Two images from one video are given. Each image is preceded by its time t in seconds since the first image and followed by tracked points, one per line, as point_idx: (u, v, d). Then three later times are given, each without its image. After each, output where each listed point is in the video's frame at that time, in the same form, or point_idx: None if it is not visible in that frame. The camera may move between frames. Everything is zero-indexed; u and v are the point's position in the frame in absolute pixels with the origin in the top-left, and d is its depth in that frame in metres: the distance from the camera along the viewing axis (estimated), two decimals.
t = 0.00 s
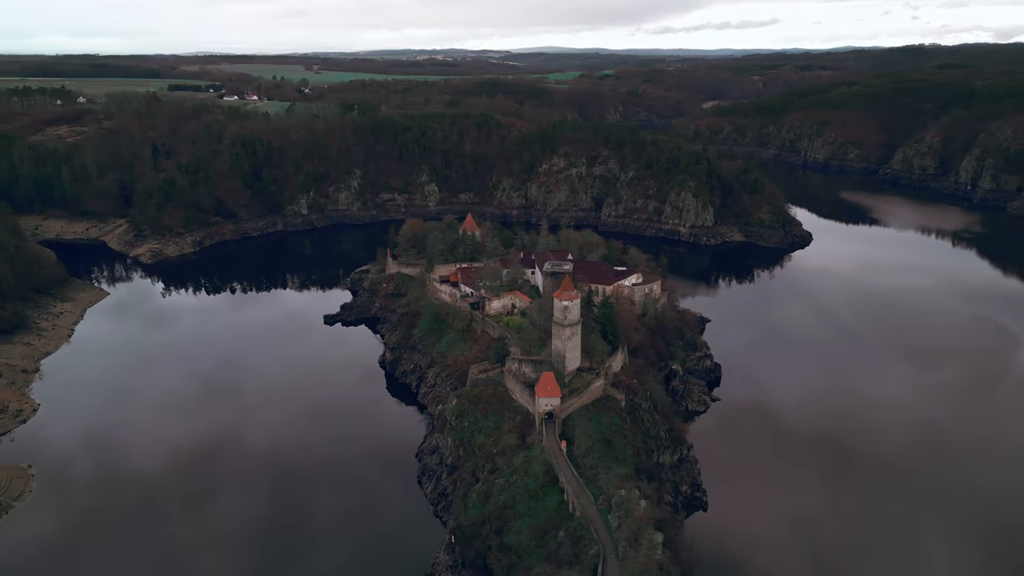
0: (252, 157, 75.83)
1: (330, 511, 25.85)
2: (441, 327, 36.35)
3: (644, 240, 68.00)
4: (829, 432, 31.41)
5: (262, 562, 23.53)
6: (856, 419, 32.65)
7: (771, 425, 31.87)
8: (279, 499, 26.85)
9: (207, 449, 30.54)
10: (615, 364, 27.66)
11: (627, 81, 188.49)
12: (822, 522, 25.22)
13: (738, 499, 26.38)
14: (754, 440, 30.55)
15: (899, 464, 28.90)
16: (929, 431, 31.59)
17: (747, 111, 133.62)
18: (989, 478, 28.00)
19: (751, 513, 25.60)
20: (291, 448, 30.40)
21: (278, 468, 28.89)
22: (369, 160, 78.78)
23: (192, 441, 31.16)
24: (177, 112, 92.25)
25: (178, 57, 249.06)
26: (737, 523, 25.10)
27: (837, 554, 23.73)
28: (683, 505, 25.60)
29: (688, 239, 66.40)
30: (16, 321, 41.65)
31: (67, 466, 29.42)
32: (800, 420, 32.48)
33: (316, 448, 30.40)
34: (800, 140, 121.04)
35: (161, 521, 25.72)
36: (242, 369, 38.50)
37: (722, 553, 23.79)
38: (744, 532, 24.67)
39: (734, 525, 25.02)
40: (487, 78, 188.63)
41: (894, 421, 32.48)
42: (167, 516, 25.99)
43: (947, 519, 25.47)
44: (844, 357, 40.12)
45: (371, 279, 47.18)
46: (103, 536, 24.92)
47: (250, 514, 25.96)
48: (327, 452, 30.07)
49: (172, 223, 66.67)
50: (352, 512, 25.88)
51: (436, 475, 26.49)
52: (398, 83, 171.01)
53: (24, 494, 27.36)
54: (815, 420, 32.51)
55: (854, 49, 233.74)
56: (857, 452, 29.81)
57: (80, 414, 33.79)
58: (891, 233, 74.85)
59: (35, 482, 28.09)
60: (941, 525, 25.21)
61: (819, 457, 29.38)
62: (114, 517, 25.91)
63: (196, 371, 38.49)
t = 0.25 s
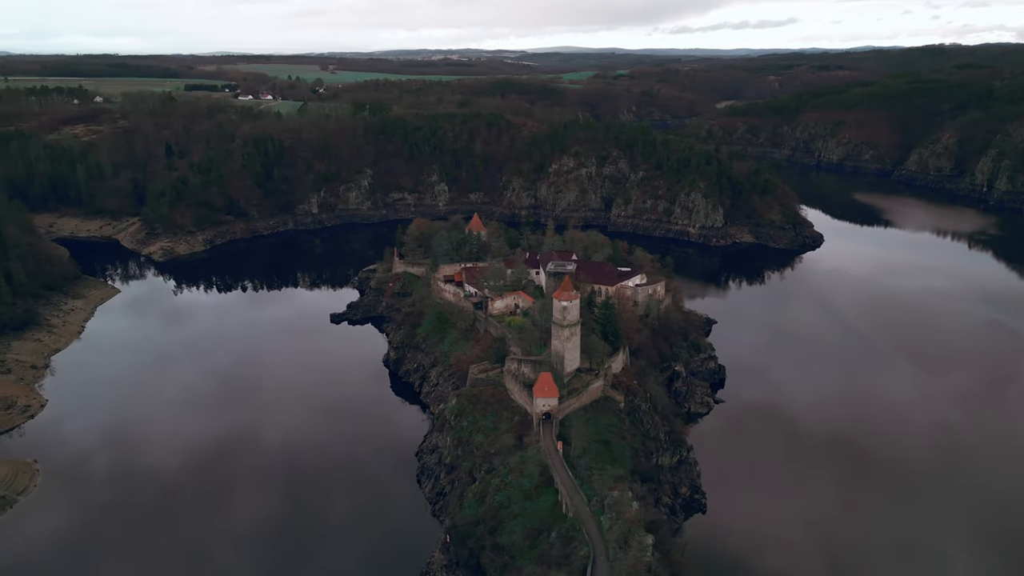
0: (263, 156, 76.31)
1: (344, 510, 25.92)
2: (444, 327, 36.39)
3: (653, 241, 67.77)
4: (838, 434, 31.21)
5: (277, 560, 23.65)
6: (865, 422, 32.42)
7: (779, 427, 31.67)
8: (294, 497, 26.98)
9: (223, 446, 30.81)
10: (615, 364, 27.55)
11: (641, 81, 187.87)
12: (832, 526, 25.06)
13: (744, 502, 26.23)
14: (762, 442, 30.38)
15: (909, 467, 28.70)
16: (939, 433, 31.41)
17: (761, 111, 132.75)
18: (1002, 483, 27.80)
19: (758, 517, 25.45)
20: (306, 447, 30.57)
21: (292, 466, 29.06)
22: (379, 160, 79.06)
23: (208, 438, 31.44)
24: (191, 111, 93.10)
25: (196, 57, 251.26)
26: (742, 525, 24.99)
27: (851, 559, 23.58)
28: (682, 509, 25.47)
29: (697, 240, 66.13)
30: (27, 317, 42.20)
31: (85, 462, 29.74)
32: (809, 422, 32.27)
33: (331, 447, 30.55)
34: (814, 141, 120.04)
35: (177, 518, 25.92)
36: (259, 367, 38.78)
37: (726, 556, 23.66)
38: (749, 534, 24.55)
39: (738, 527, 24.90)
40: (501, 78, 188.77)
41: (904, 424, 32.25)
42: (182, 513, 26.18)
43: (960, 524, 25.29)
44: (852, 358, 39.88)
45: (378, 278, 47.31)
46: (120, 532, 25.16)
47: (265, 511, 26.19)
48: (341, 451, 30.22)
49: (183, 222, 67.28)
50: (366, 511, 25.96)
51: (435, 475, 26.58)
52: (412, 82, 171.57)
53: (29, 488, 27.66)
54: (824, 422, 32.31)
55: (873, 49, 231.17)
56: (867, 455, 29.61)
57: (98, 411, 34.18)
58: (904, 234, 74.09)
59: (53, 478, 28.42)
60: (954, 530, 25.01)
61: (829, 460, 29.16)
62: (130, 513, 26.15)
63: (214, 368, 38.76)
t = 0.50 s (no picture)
0: (275, 156, 76.89)
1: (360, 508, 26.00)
2: (448, 327, 36.45)
3: (663, 242, 67.51)
4: (847, 436, 31.04)
5: (294, 559, 23.75)
6: (874, 424, 32.23)
7: (787, 429, 31.47)
8: (311, 496, 27.12)
9: (241, 444, 31.06)
10: (614, 366, 27.45)
11: (657, 81, 187.17)
12: (842, 528, 24.88)
13: (749, 504, 26.08)
14: (769, 444, 30.21)
15: (919, 469, 28.54)
16: (949, 435, 31.22)
17: (776, 112, 131.80)
18: (1014, 485, 27.63)
19: (764, 518, 25.31)
20: (322, 446, 30.75)
21: (309, 465, 29.22)
22: (390, 160, 79.32)
23: (227, 436, 31.71)
24: (206, 111, 94.01)
25: (215, 57, 253.71)
26: (746, 527, 24.86)
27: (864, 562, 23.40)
28: (680, 511, 25.36)
29: (708, 242, 65.82)
30: (38, 314, 42.74)
31: (104, 459, 30.02)
32: (817, 424, 32.08)
33: (345, 447, 30.72)
34: (830, 142, 118.96)
35: (195, 515, 26.10)
36: (276, 366, 39.05)
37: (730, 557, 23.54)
38: (753, 535, 24.42)
39: (742, 529, 24.77)
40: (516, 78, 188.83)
41: (914, 425, 32.06)
42: (200, 511, 26.36)
43: (973, 526, 25.11)
44: (860, 360, 39.66)
45: (385, 278, 47.46)
46: (138, 529, 25.37)
47: (282, 509, 26.38)
48: (357, 450, 30.35)
49: (195, 221, 67.91)
50: (381, 510, 26.03)
51: (434, 474, 26.63)
52: (427, 82, 172.13)
53: (34, 483, 28.04)
54: (832, 424, 32.13)
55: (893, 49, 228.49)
56: (877, 457, 29.41)
57: (119, 408, 34.60)
58: (919, 236, 73.27)
59: (73, 475, 28.68)
60: (967, 532, 24.83)
61: (839, 462, 28.95)
62: (149, 510, 26.36)
63: (232, 367, 39.02)
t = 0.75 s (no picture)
0: (287, 155, 77.40)
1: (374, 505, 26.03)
2: (451, 326, 36.49)
3: (672, 242, 67.22)
4: (854, 436, 30.90)
5: (309, 557, 23.85)
6: (882, 424, 32.06)
7: (792, 430, 31.36)
8: (325, 494, 27.19)
9: (257, 441, 31.23)
10: (614, 366, 27.36)
11: (671, 81, 186.36)
12: (850, 529, 24.75)
13: (753, 504, 25.98)
14: (775, 444, 30.06)
15: (928, 469, 28.41)
16: (956, 434, 31.07)
17: (791, 112, 130.78)
18: None
19: (768, 518, 25.22)
20: (336, 444, 30.86)
21: (324, 463, 29.34)
22: (400, 159, 79.54)
23: (243, 433, 31.90)
24: (219, 110, 94.76)
25: (233, 57, 255.57)
26: (750, 526, 24.76)
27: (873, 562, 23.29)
28: (679, 514, 25.22)
29: (717, 242, 65.48)
30: (49, 311, 43.32)
31: (122, 456, 30.26)
32: (822, 424, 31.94)
33: (357, 444, 30.82)
34: (844, 142, 117.87)
35: (211, 513, 26.24)
36: (292, 364, 39.25)
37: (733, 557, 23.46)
38: (756, 535, 24.34)
39: (745, 529, 24.66)
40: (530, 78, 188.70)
41: (922, 426, 31.92)
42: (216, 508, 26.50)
43: (983, 527, 24.91)
44: (867, 361, 39.46)
45: (391, 277, 47.60)
46: (155, 524, 25.57)
47: (298, 505, 26.54)
48: (370, 449, 30.38)
49: (207, 219, 68.46)
50: (394, 508, 26.09)
51: (433, 473, 26.66)
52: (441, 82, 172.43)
53: (38, 478, 28.31)
54: (839, 424, 31.99)
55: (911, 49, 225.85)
56: (885, 457, 29.27)
57: (138, 404, 34.92)
58: (933, 238, 72.46)
59: (92, 471, 28.92)
60: (977, 533, 24.63)
61: (846, 462, 28.83)
62: (166, 507, 26.55)
63: (249, 365, 39.25)
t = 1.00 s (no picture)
0: (299, 154, 77.85)
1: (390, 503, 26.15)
2: (455, 325, 36.51)
3: (683, 243, 66.90)
4: (861, 439, 30.79)
5: (324, 555, 23.98)
6: (889, 427, 31.91)
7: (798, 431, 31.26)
8: (341, 492, 27.34)
9: (274, 438, 31.41)
10: (614, 367, 27.27)
11: (687, 81, 185.37)
12: (856, 532, 24.66)
13: (757, 506, 25.94)
14: (779, 446, 29.98)
15: (934, 472, 28.28)
16: (962, 438, 30.95)
17: (806, 112, 129.69)
18: None
19: (773, 519, 25.17)
20: (348, 443, 31.00)
21: (339, 461, 29.49)
22: (411, 159, 79.73)
23: (261, 430, 32.11)
24: (233, 109, 95.45)
25: (252, 57, 257.58)
26: (752, 528, 24.74)
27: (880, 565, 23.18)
28: (677, 516, 25.07)
29: (727, 243, 65.13)
30: (60, 307, 43.91)
31: (140, 451, 30.52)
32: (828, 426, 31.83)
33: (371, 443, 30.93)
34: (860, 142, 116.64)
35: (227, 510, 26.43)
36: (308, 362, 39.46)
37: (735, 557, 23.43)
38: (758, 536, 24.31)
39: (746, 530, 24.62)
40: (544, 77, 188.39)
41: (928, 429, 31.77)
42: (233, 505, 26.69)
43: (991, 532, 24.75)
44: (873, 363, 39.28)
45: (399, 275, 47.71)
46: (173, 520, 25.77)
47: (314, 503, 26.72)
48: (386, 448, 30.48)
49: (218, 217, 69.01)
50: (408, 507, 26.20)
51: (432, 472, 26.70)
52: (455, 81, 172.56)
53: (44, 472, 28.65)
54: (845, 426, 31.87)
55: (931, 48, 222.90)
56: (891, 460, 29.15)
57: (158, 401, 35.19)
58: (948, 239, 71.65)
59: (111, 466, 29.16)
60: (985, 538, 24.48)
61: (852, 464, 28.73)
62: (184, 503, 26.77)
63: (266, 363, 39.46)
